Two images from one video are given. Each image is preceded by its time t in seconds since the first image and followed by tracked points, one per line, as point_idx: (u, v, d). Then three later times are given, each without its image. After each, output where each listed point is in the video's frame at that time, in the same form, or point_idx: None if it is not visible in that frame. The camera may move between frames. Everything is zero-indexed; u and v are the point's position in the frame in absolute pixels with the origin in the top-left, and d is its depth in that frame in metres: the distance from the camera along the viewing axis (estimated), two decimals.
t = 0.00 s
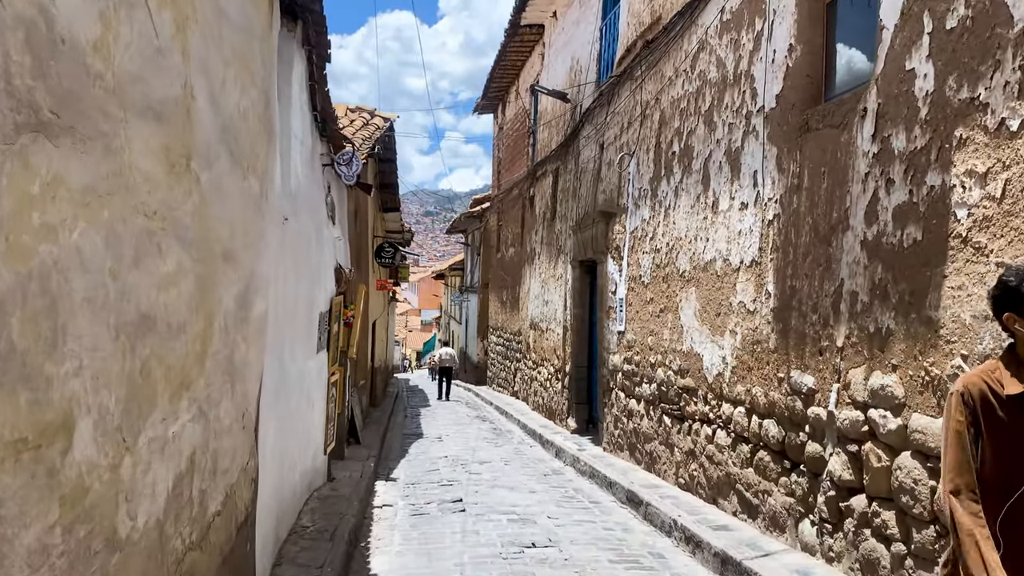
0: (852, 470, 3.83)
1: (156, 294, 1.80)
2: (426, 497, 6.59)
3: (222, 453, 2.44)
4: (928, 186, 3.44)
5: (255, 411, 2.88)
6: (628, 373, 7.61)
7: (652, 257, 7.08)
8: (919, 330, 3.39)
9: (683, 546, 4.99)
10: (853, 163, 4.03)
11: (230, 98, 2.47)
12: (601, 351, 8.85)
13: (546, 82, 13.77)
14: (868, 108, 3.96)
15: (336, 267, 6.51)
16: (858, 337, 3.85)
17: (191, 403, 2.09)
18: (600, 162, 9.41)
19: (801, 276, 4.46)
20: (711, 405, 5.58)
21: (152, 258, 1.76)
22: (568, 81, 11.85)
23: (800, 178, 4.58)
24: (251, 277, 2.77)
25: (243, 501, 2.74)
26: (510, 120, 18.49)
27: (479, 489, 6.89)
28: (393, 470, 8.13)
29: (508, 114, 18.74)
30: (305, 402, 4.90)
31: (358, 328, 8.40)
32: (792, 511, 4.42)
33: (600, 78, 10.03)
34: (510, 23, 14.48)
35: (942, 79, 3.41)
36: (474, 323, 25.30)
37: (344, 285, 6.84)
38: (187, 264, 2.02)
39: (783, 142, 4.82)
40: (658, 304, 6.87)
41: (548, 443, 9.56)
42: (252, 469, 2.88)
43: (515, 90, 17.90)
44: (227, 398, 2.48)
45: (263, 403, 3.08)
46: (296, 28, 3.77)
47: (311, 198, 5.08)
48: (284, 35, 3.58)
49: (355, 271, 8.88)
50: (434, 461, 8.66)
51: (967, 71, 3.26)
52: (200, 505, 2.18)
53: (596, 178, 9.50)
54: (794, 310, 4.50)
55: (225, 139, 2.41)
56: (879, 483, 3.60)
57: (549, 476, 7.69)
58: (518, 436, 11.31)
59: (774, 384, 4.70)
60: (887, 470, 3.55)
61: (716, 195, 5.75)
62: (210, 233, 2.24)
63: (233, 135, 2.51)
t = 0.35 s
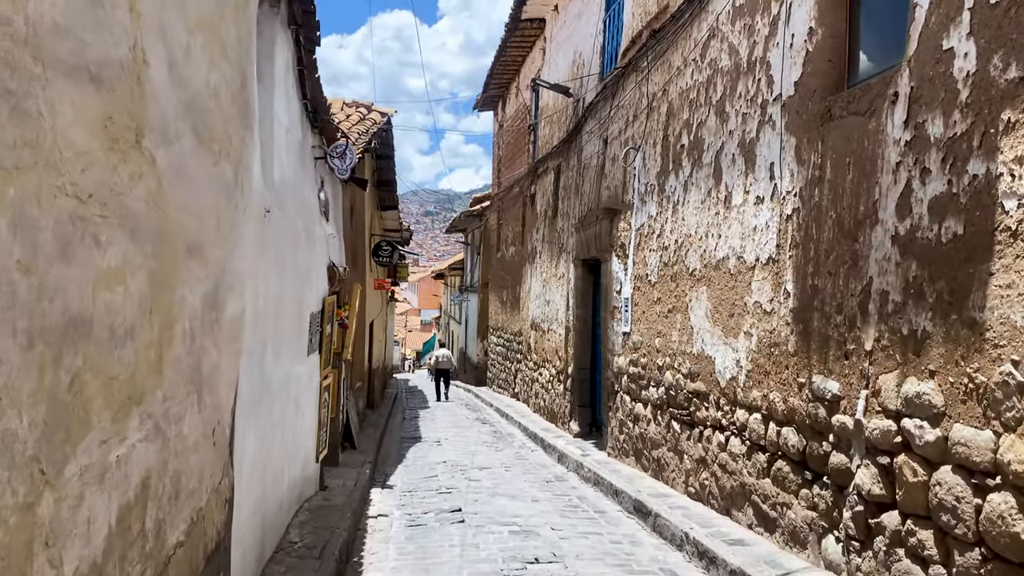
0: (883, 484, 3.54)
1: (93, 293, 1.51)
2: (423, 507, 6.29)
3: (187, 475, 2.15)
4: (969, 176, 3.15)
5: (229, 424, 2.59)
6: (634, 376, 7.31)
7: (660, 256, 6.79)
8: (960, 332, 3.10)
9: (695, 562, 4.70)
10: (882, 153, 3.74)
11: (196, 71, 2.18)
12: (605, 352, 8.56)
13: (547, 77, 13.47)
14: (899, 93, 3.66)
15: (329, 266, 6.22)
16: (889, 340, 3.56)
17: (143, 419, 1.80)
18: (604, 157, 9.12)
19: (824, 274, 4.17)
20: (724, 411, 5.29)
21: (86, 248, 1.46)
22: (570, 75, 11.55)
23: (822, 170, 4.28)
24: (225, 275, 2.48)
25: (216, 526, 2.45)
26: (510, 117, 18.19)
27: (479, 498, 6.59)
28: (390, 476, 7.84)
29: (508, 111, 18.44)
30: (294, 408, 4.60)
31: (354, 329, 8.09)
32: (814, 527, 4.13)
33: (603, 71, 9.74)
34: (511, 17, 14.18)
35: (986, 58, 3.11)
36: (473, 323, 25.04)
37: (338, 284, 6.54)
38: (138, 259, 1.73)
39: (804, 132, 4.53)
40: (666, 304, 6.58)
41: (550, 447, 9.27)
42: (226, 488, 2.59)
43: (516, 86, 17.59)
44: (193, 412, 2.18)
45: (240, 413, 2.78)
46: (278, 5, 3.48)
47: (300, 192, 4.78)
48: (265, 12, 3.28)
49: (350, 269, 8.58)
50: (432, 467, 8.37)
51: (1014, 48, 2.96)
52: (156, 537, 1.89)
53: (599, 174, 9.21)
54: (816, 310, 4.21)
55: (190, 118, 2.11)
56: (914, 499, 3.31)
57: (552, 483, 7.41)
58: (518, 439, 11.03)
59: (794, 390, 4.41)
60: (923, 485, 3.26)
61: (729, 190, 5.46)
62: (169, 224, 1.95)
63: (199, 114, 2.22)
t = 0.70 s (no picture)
0: (926, 494, 3.24)
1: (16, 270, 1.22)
2: (424, 512, 6.00)
3: (152, 489, 1.85)
4: None
5: (206, 428, 2.29)
6: (644, 376, 7.02)
7: (671, 250, 6.49)
8: (1018, 327, 2.80)
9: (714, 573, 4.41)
10: (923, 133, 3.44)
11: (162, 22, 1.87)
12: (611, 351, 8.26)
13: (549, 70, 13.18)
14: (941, 67, 3.36)
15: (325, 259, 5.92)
16: (932, 336, 3.26)
17: (92, 425, 1.51)
18: (610, 149, 8.82)
19: (857, 266, 3.87)
20: (744, 413, 5.00)
21: (4, 213, 1.18)
22: (574, 66, 11.24)
23: (852, 154, 3.99)
24: (200, 261, 2.18)
25: (189, 546, 2.15)
26: (511, 112, 17.88)
27: (482, 503, 6.30)
28: (389, 479, 7.54)
29: (510, 106, 18.13)
30: (285, 409, 4.32)
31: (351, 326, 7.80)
32: (846, 537, 3.83)
33: (609, 61, 9.44)
34: (513, 9, 13.88)
35: None
36: (473, 323, 24.76)
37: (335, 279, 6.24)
38: (81, 232, 1.43)
39: (831, 115, 4.23)
40: (678, 300, 6.28)
41: (555, 449, 8.98)
42: (204, 501, 2.29)
43: (517, 81, 17.29)
44: (158, 417, 1.89)
45: (219, 416, 2.48)
46: None
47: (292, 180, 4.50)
48: None
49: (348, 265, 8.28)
50: (433, 469, 8.07)
51: None
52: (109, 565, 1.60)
53: (605, 167, 8.91)
54: (848, 304, 3.91)
55: (153, 75, 1.81)
56: (964, 510, 3.01)
57: (558, 487, 7.12)
58: (521, 441, 10.73)
59: (822, 390, 4.11)
60: (975, 495, 2.96)
61: (748, 178, 5.17)
62: (126, 195, 1.66)
63: (168, 74, 1.93)
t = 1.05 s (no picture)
0: (981, 510, 2.93)
1: None
2: (425, 522, 5.68)
3: (99, 520, 1.54)
4: None
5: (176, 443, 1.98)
6: (654, 377, 6.72)
7: (684, 245, 6.19)
8: None
9: None
10: (973, 113, 3.13)
11: None
12: (619, 351, 7.95)
13: (553, 64, 12.87)
14: (994, 40, 3.05)
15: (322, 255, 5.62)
16: (987, 336, 2.96)
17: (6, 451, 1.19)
18: (617, 143, 8.52)
19: (895, 260, 3.56)
20: (766, 417, 4.69)
21: None
22: (579, 59, 10.93)
23: (889, 139, 3.68)
24: (167, 248, 1.88)
25: None
26: (513, 108, 17.56)
27: (486, 512, 5.99)
28: (388, 485, 7.24)
29: (511, 102, 17.82)
30: (276, 414, 4.02)
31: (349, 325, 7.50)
32: (883, 554, 3.52)
33: (616, 51, 9.13)
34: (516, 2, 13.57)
35: None
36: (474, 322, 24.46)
37: (332, 276, 5.95)
38: None
39: (865, 97, 3.91)
40: (692, 298, 5.98)
41: (560, 453, 8.67)
42: (172, 526, 1.98)
43: (519, 76, 16.97)
44: (110, 434, 1.59)
45: (195, 426, 2.18)
46: None
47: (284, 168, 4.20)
48: None
49: (346, 262, 7.98)
50: (434, 474, 7.77)
51: None
52: None
53: (612, 161, 8.60)
54: (885, 301, 3.60)
55: (101, 21, 1.51)
56: None
57: (564, 494, 6.81)
58: (524, 443, 10.43)
59: (855, 394, 3.80)
60: None
61: (769, 169, 4.87)
62: (64, 160, 1.36)
63: (123, 22, 1.63)
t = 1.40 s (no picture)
0: None
1: None
2: (423, 532, 5.36)
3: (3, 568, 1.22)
4: None
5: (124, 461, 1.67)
6: (665, 379, 6.41)
7: (697, 240, 5.87)
8: None
9: None
10: None
11: None
12: (626, 351, 7.62)
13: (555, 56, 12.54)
14: None
15: (314, 250, 5.30)
16: None
17: None
18: (624, 135, 8.20)
19: (938, 252, 3.24)
20: (790, 423, 4.37)
21: None
22: (583, 50, 10.61)
23: (932, 120, 3.35)
24: (112, 227, 1.57)
25: None
26: (514, 104, 17.24)
27: (489, 521, 5.66)
28: (385, 492, 6.93)
29: (513, 98, 17.50)
30: (260, 420, 3.70)
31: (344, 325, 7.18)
32: None
33: (622, 40, 8.81)
34: None
35: None
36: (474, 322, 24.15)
37: (326, 272, 5.63)
38: None
39: (902, 76, 3.59)
40: (706, 296, 5.65)
41: (564, 458, 8.35)
42: (118, 562, 1.66)
43: (520, 71, 16.66)
44: (19, 458, 1.27)
45: (150, 439, 1.86)
46: None
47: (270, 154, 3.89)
48: None
49: (341, 259, 7.66)
50: (434, 480, 7.45)
51: None
52: None
53: (619, 154, 8.28)
54: (928, 298, 3.28)
55: None
56: None
57: (570, 502, 6.50)
58: (527, 447, 10.11)
59: (893, 399, 3.48)
60: None
61: (792, 157, 4.55)
62: None
63: None
